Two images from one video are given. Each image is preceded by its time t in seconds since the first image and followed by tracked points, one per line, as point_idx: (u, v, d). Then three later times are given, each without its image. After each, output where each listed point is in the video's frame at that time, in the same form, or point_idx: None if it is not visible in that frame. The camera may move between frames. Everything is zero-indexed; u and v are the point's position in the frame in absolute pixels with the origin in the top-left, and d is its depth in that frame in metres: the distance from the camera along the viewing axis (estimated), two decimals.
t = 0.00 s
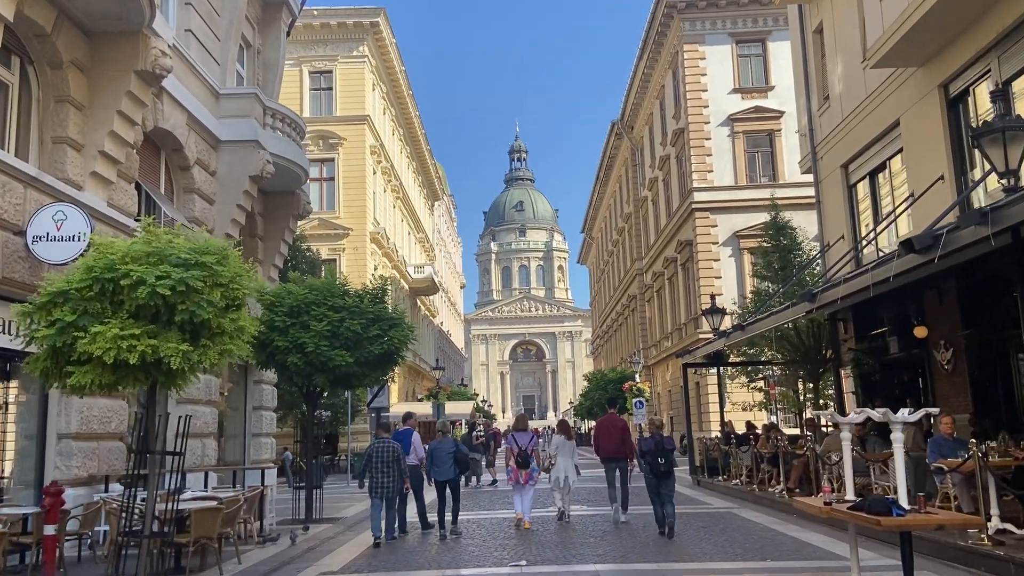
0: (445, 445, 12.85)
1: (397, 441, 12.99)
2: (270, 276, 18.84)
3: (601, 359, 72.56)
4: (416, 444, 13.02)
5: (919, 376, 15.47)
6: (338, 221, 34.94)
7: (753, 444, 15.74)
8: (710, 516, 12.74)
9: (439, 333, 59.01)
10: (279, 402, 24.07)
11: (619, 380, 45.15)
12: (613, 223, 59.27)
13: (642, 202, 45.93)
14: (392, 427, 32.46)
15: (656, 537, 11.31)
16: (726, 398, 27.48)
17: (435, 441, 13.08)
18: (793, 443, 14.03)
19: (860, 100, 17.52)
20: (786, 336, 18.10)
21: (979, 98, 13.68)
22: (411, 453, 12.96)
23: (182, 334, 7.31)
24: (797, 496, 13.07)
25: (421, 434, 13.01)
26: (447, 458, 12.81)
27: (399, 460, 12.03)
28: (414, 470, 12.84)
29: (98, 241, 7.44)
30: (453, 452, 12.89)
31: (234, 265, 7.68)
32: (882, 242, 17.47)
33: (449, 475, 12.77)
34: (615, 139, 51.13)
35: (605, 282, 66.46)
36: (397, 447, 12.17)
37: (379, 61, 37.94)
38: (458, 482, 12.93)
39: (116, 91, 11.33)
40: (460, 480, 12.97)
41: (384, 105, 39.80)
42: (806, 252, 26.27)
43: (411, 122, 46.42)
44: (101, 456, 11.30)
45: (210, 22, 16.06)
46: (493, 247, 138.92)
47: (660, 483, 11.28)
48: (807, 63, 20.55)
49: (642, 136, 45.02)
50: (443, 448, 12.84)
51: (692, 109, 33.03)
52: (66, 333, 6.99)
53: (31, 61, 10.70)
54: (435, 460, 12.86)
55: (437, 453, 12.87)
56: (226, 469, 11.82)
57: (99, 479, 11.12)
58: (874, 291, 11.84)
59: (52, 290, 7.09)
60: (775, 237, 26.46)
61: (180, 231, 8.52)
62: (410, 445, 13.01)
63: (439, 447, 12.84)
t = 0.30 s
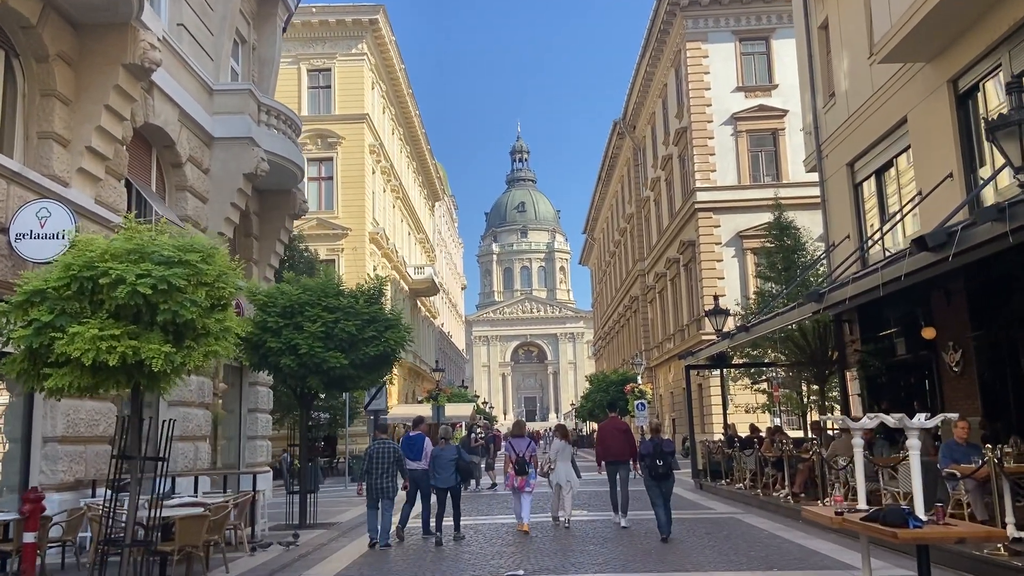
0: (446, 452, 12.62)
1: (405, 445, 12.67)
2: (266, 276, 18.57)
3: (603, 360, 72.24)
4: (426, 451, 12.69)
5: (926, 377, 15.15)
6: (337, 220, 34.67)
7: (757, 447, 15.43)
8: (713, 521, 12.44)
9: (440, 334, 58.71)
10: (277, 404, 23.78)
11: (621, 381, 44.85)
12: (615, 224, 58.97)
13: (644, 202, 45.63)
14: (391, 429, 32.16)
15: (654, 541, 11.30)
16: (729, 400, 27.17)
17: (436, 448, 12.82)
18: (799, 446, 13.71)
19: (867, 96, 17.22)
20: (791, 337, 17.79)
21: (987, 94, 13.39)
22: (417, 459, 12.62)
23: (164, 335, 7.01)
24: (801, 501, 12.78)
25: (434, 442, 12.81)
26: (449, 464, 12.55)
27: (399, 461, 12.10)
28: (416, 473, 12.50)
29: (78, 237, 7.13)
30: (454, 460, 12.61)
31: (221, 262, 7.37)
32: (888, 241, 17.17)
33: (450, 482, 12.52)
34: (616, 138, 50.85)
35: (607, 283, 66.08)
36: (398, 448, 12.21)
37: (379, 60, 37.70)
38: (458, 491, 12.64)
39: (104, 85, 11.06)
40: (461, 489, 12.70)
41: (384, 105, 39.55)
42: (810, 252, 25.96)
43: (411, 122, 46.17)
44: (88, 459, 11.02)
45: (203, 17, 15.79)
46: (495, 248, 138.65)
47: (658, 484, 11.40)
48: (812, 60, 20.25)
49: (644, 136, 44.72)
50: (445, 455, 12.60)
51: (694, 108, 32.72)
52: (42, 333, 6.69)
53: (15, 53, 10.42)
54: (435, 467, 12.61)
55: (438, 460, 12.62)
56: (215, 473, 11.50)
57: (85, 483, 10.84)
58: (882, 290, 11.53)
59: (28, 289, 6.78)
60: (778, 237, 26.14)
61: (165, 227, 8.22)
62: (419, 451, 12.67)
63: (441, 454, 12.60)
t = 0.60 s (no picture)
0: (454, 451, 12.50)
1: (415, 444, 12.52)
2: (265, 275, 18.35)
3: (606, 362, 71.95)
4: (435, 450, 12.55)
5: (935, 377, 14.88)
6: (339, 221, 34.47)
7: (763, 448, 15.17)
8: (719, 524, 12.17)
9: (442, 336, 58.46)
10: (277, 405, 23.55)
11: (625, 383, 44.56)
12: (618, 225, 58.72)
13: (647, 203, 45.36)
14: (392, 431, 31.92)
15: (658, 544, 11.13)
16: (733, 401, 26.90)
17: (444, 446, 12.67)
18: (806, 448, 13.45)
19: (874, 92, 16.96)
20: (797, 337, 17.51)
21: (998, 88, 13.12)
22: (425, 459, 12.44)
23: (152, 331, 6.79)
24: (808, 502, 12.52)
25: (443, 442, 12.64)
26: (456, 463, 12.47)
27: (397, 464, 11.87)
28: (422, 473, 12.28)
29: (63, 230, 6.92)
30: (461, 458, 12.54)
31: (210, 256, 7.14)
32: (896, 239, 16.89)
33: (459, 480, 12.42)
34: (620, 139, 50.60)
35: (610, 284, 65.81)
36: (394, 451, 11.97)
37: (381, 59, 37.51)
38: (464, 489, 12.61)
39: (97, 78, 10.85)
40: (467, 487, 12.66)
41: (386, 104, 39.36)
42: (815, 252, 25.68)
43: (413, 122, 45.95)
44: (80, 460, 10.80)
45: (201, 13, 15.58)
46: (498, 249, 138.39)
47: (663, 487, 11.30)
48: (818, 58, 20.00)
49: (647, 136, 44.46)
50: (452, 454, 12.46)
51: (698, 107, 32.45)
52: (25, 330, 6.48)
53: (6, 46, 10.20)
54: (443, 465, 12.49)
55: (445, 458, 12.51)
56: (210, 474, 11.29)
57: (77, 485, 10.60)
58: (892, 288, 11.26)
59: (10, 284, 6.57)
60: (783, 237, 25.84)
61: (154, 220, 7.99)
62: (429, 450, 12.52)
63: (448, 453, 12.50)
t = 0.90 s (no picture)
0: (458, 458, 12.28)
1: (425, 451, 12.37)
2: (267, 277, 18.16)
3: (612, 366, 71.62)
4: (443, 457, 12.37)
5: (947, 382, 14.58)
6: (343, 223, 34.28)
7: (772, 454, 14.89)
8: (728, 531, 11.89)
9: (446, 339, 58.21)
10: (279, 409, 23.33)
11: (630, 387, 44.27)
12: (624, 228, 58.44)
13: (653, 206, 45.10)
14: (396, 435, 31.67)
15: (659, 548, 11.38)
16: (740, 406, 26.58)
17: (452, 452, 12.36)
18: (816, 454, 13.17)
19: (884, 92, 16.68)
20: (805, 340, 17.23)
21: (1011, 87, 12.85)
22: (434, 466, 12.32)
23: (142, 333, 6.58)
24: (819, 510, 12.28)
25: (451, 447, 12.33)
26: (461, 470, 12.23)
27: (398, 468, 11.67)
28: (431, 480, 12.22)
29: (52, 230, 6.73)
30: (466, 465, 12.30)
31: (203, 255, 6.94)
32: (907, 241, 16.59)
33: (463, 488, 12.20)
34: (625, 141, 50.36)
35: (615, 287, 65.52)
36: (397, 453, 11.79)
37: (385, 61, 37.35)
38: (470, 495, 12.35)
39: (94, 76, 10.67)
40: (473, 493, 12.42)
41: (390, 107, 39.20)
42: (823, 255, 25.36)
43: (418, 124, 45.79)
44: (76, 466, 10.59)
45: (202, 12, 15.41)
46: (503, 253, 138.15)
47: (669, 493, 11.16)
48: (826, 58, 19.72)
49: (653, 138, 44.20)
50: (457, 460, 12.26)
51: (704, 109, 32.19)
52: (11, 332, 6.28)
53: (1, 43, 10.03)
54: (449, 473, 12.26)
55: (450, 466, 12.27)
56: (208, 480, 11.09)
57: (72, 491, 10.39)
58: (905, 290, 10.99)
59: None
60: (790, 239, 25.52)
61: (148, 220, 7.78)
62: (438, 457, 12.36)
63: (452, 460, 12.26)
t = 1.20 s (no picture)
0: (466, 459, 12.06)
1: (434, 452, 12.45)
2: (273, 280, 18.02)
3: (621, 369, 71.26)
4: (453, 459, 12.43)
5: (963, 385, 14.30)
6: (350, 226, 34.18)
7: (785, 458, 14.64)
8: (739, 539, 11.64)
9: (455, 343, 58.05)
10: (286, 413, 23.21)
11: (640, 391, 43.98)
12: (632, 231, 58.15)
13: (662, 209, 44.82)
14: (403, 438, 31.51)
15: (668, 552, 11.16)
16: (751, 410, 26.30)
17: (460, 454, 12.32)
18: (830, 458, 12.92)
19: (897, 91, 16.40)
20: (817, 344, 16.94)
21: None
22: (445, 467, 12.35)
23: (138, 334, 6.42)
24: (834, 516, 12.04)
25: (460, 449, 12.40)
26: (468, 472, 12.05)
27: (411, 473, 11.55)
28: (443, 481, 12.22)
29: (46, 228, 6.57)
30: (473, 467, 12.07)
31: (201, 255, 6.78)
32: (921, 242, 16.30)
33: (471, 490, 12.01)
34: (633, 144, 50.13)
35: (624, 290, 65.26)
36: (411, 460, 11.63)
37: (393, 64, 37.26)
38: (478, 498, 12.18)
39: (96, 76, 10.55)
40: (480, 496, 12.23)
41: (398, 110, 39.11)
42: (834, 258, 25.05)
43: (426, 127, 45.69)
44: (76, 471, 10.44)
45: (207, 14, 15.30)
46: (512, 256, 137.99)
47: (674, 497, 11.00)
48: (837, 58, 19.47)
49: (662, 141, 43.97)
50: (464, 462, 12.06)
51: (713, 111, 31.96)
52: (3, 333, 6.12)
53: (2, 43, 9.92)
54: (456, 474, 12.11)
55: (458, 468, 12.09)
56: (212, 485, 10.94)
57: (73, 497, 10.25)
58: (920, 292, 10.72)
59: None
60: (801, 242, 25.21)
61: (146, 219, 7.63)
62: (448, 458, 12.44)
63: (460, 462, 12.07)
